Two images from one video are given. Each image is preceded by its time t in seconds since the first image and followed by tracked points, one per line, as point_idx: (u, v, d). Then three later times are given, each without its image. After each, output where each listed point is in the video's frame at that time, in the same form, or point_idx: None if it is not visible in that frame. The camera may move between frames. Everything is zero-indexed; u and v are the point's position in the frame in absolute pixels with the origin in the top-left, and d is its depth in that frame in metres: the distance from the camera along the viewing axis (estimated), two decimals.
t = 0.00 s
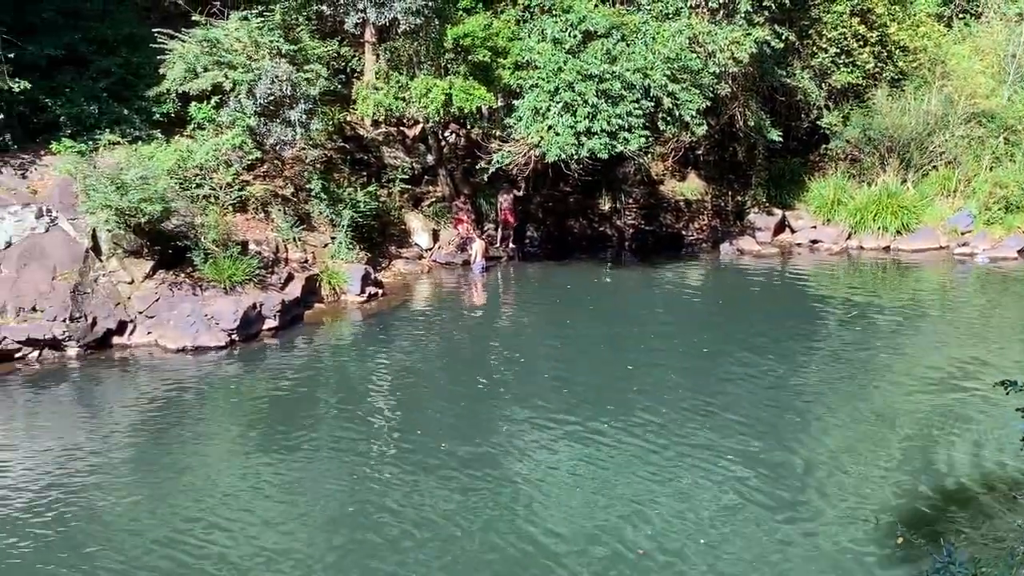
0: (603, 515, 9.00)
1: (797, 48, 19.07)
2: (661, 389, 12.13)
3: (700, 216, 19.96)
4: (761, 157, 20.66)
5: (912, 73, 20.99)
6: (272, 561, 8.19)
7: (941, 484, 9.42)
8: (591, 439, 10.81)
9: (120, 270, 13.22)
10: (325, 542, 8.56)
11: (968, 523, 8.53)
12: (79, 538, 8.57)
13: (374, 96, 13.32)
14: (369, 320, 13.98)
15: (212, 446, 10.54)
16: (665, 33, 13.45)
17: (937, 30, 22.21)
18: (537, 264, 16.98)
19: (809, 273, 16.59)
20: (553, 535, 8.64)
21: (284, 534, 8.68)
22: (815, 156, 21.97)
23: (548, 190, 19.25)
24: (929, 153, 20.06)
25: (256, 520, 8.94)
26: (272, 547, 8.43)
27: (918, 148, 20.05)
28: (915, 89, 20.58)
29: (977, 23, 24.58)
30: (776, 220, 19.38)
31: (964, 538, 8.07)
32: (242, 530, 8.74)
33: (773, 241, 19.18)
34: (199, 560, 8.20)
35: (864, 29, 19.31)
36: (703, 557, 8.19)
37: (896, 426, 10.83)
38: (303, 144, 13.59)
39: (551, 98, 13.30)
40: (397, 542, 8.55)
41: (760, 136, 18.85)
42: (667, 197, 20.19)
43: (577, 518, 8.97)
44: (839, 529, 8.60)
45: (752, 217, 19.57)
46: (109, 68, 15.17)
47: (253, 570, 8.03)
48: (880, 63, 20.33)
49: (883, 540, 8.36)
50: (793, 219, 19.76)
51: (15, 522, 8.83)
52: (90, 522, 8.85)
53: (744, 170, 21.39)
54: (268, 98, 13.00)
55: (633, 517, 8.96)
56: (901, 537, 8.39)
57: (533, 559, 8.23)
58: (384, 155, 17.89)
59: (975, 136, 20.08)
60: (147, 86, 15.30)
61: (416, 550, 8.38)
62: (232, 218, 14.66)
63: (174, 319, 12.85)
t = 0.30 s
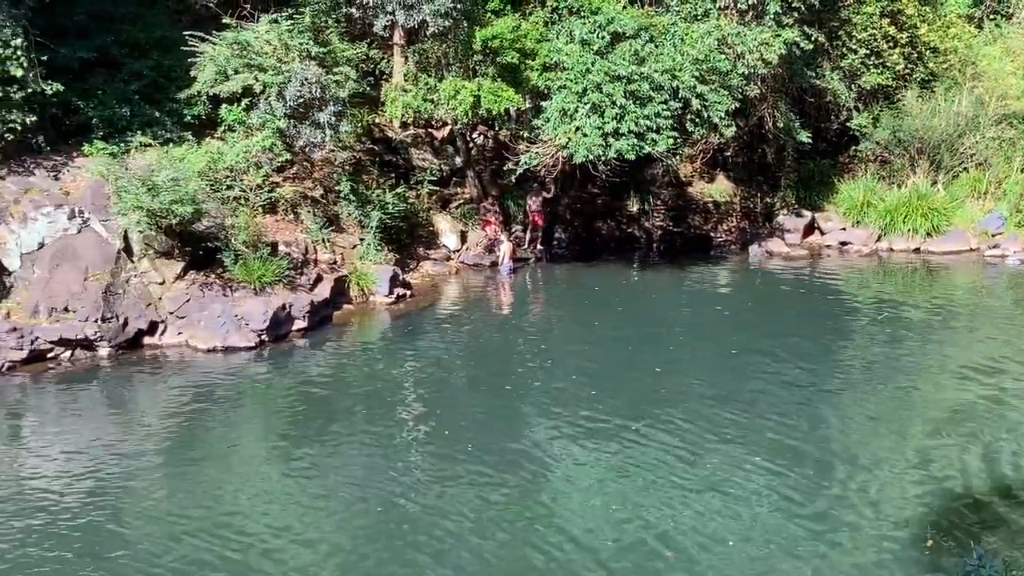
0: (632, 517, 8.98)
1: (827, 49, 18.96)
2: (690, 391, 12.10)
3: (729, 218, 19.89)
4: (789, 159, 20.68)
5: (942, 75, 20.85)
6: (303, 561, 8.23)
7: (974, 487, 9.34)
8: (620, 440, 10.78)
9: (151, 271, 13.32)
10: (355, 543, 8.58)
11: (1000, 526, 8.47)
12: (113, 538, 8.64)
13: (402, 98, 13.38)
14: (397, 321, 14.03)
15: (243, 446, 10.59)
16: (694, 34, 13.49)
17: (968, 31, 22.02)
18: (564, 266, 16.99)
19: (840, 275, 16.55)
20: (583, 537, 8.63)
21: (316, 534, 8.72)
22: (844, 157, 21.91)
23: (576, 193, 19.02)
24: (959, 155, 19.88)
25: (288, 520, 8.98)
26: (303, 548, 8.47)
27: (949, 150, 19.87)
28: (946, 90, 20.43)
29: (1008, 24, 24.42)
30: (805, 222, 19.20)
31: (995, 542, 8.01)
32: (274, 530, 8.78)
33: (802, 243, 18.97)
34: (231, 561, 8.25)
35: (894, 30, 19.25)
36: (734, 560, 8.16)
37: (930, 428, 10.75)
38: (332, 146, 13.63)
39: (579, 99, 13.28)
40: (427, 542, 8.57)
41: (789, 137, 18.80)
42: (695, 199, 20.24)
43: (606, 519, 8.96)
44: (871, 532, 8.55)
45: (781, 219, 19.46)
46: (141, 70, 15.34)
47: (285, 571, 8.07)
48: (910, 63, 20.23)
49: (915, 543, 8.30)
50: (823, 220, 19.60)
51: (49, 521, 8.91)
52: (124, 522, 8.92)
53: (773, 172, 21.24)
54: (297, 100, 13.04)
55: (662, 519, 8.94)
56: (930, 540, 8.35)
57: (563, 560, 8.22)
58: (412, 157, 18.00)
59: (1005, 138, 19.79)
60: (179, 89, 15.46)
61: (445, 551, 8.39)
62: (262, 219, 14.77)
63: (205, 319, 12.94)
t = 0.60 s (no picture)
0: (663, 519, 8.92)
1: (858, 49, 18.98)
2: (720, 392, 12.03)
3: (759, 219, 19.90)
4: (821, 160, 20.58)
5: (975, 75, 20.64)
6: (333, 561, 8.24)
7: (1011, 490, 9.22)
8: (651, 442, 10.72)
9: (182, 271, 13.39)
10: (385, 543, 8.58)
11: None
12: (145, 536, 8.69)
13: (432, 99, 13.40)
14: (426, 322, 14.02)
15: (274, 446, 10.60)
16: (725, 34, 13.44)
17: (1001, 31, 21.80)
18: (593, 267, 16.98)
19: (872, 275, 16.48)
20: (613, 538, 8.58)
21: (346, 534, 8.72)
22: (876, 158, 21.93)
23: (605, 194, 19.26)
24: (992, 156, 19.68)
25: (319, 520, 8.98)
26: (333, 548, 8.47)
27: (982, 150, 19.65)
28: (979, 90, 20.17)
29: None
30: (836, 223, 19.13)
31: None
32: (304, 530, 8.79)
33: (833, 244, 18.96)
34: (262, 560, 8.27)
35: (926, 30, 19.25)
36: (765, 562, 8.10)
37: (966, 430, 10.62)
38: (361, 148, 13.59)
39: (608, 100, 13.25)
40: (457, 543, 8.54)
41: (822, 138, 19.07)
42: (725, 200, 20.32)
43: (637, 520, 8.91)
44: (904, 536, 8.46)
45: (812, 220, 19.37)
46: (172, 71, 15.43)
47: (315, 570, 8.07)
48: (942, 63, 20.10)
49: (949, 546, 8.21)
50: (854, 222, 19.61)
51: (83, 520, 8.96)
52: (156, 521, 8.96)
53: (804, 172, 21.08)
54: (327, 101, 13.05)
55: (693, 520, 8.88)
56: (964, 543, 8.25)
57: (593, 562, 8.17)
58: (441, 158, 18.05)
59: None
60: (210, 90, 15.51)
61: (475, 552, 8.37)
62: (292, 219, 14.81)
63: (235, 319, 13.00)
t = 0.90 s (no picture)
0: (695, 520, 8.88)
1: (890, 49, 18.82)
2: (751, 393, 11.97)
3: (789, 220, 19.59)
4: (852, 160, 20.32)
5: (1009, 74, 20.40)
6: (364, 561, 8.24)
7: None
8: (681, 442, 10.70)
9: (212, 271, 13.43)
10: (416, 543, 8.58)
11: None
12: (179, 531, 8.77)
13: (462, 99, 13.37)
14: (454, 322, 14.02)
15: (306, 446, 10.64)
16: (755, 34, 13.40)
17: None
18: (622, 267, 17.00)
19: (904, 276, 16.40)
20: (643, 539, 8.56)
21: (377, 534, 8.73)
22: (908, 159, 21.79)
23: (634, 194, 19.20)
24: None
25: (350, 519, 9.01)
26: (364, 548, 8.48)
27: (1016, 150, 19.37)
28: (1012, 89, 19.95)
29: None
30: (866, 223, 19.10)
31: None
32: (335, 529, 8.81)
33: (864, 245, 18.94)
34: (293, 558, 8.28)
35: (959, 29, 19.13)
36: (797, 563, 8.05)
37: (1000, 431, 10.53)
38: (390, 148, 13.61)
39: (637, 100, 13.24)
40: (487, 543, 8.53)
41: (851, 137, 18.36)
42: (755, 200, 19.88)
43: (668, 522, 8.87)
44: (936, 537, 8.41)
45: (842, 220, 19.34)
46: (203, 72, 15.56)
47: (346, 569, 8.08)
48: (974, 63, 19.93)
49: (983, 549, 8.14)
50: (884, 222, 19.59)
51: (116, 518, 9.01)
52: (188, 519, 8.99)
53: (835, 172, 20.75)
54: (357, 101, 13.07)
55: (725, 521, 8.83)
56: (997, 546, 8.20)
57: (623, 563, 8.15)
58: (470, 158, 18.07)
59: None
60: (240, 91, 15.61)
61: (505, 552, 8.36)
62: (321, 219, 14.87)
63: (265, 319, 13.05)
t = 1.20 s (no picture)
0: (727, 521, 8.84)
1: (922, 49, 19.03)
2: (782, 394, 11.91)
3: (821, 220, 19.67)
4: (882, 160, 20.58)
5: None
6: (396, 560, 8.25)
7: None
8: (712, 442, 10.69)
9: (244, 271, 13.55)
10: (447, 542, 8.58)
11: None
12: (214, 527, 8.85)
13: (491, 99, 13.47)
14: (484, 322, 14.03)
15: (338, 445, 10.67)
16: (786, 34, 13.43)
17: None
18: (652, 268, 16.98)
19: (936, 278, 16.22)
20: (674, 540, 8.54)
21: (408, 533, 8.74)
22: (939, 159, 21.53)
23: (663, 194, 19.09)
24: None
25: (383, 516, 9.06)
26: (396, 546, 8.49)
27: None
28: None
29: None
30: (899, 224, 18.97)
31: None
32: (367, 528, 8.82)
33: (896, 245, 18.87)
34: (325, 556, 8.30)
35: (991, 29, 19.21)
36: (830, 565, 8.00)
37: None
38: (421, 148, 13.67)
39: (668, 101, 13.29)
40: (518, 542, 8.53)
41: (883, 139, 18.45)
42: (787, 200, 19.96)
43: (700, 523, 8.84)
44: (970, 537, 8.38)
45: (874, 220, 19.21)
46: (234, 73, 15.66)
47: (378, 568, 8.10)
48: (1007, 63, 19.83)
49: (1016, 552, 8.09)
50: (917, 222, 19.38)
51: (150, 515, 9.06)
52: (221, 517, 9.03)
53: (866, 173, 20.85)
54: (387, 102, 13.13)
55: (757, 522, 8.79)
56: None
57: (656, 563, 8.12)
58: (500, 158, 18.02)
59: None
60: (271, 91, 15.71)
61: (536, 551, 8.35)
62: (351, 220, 14.94)
63: (295, 319, 13.11)
